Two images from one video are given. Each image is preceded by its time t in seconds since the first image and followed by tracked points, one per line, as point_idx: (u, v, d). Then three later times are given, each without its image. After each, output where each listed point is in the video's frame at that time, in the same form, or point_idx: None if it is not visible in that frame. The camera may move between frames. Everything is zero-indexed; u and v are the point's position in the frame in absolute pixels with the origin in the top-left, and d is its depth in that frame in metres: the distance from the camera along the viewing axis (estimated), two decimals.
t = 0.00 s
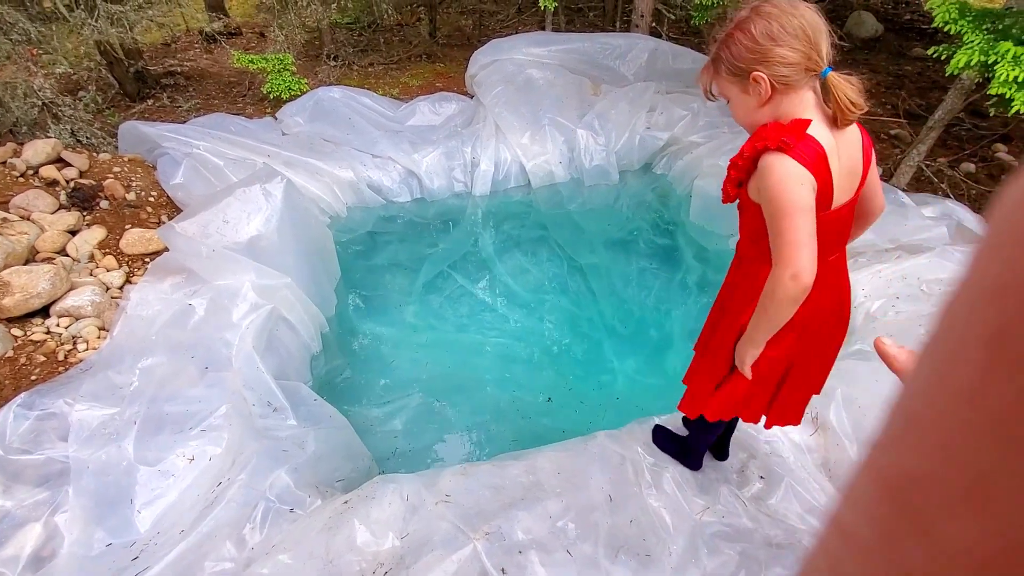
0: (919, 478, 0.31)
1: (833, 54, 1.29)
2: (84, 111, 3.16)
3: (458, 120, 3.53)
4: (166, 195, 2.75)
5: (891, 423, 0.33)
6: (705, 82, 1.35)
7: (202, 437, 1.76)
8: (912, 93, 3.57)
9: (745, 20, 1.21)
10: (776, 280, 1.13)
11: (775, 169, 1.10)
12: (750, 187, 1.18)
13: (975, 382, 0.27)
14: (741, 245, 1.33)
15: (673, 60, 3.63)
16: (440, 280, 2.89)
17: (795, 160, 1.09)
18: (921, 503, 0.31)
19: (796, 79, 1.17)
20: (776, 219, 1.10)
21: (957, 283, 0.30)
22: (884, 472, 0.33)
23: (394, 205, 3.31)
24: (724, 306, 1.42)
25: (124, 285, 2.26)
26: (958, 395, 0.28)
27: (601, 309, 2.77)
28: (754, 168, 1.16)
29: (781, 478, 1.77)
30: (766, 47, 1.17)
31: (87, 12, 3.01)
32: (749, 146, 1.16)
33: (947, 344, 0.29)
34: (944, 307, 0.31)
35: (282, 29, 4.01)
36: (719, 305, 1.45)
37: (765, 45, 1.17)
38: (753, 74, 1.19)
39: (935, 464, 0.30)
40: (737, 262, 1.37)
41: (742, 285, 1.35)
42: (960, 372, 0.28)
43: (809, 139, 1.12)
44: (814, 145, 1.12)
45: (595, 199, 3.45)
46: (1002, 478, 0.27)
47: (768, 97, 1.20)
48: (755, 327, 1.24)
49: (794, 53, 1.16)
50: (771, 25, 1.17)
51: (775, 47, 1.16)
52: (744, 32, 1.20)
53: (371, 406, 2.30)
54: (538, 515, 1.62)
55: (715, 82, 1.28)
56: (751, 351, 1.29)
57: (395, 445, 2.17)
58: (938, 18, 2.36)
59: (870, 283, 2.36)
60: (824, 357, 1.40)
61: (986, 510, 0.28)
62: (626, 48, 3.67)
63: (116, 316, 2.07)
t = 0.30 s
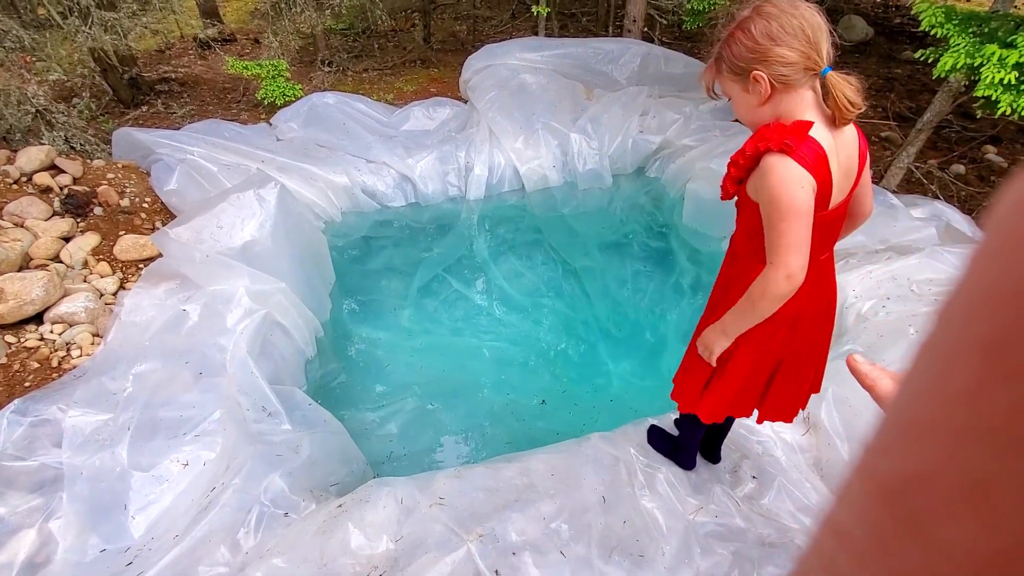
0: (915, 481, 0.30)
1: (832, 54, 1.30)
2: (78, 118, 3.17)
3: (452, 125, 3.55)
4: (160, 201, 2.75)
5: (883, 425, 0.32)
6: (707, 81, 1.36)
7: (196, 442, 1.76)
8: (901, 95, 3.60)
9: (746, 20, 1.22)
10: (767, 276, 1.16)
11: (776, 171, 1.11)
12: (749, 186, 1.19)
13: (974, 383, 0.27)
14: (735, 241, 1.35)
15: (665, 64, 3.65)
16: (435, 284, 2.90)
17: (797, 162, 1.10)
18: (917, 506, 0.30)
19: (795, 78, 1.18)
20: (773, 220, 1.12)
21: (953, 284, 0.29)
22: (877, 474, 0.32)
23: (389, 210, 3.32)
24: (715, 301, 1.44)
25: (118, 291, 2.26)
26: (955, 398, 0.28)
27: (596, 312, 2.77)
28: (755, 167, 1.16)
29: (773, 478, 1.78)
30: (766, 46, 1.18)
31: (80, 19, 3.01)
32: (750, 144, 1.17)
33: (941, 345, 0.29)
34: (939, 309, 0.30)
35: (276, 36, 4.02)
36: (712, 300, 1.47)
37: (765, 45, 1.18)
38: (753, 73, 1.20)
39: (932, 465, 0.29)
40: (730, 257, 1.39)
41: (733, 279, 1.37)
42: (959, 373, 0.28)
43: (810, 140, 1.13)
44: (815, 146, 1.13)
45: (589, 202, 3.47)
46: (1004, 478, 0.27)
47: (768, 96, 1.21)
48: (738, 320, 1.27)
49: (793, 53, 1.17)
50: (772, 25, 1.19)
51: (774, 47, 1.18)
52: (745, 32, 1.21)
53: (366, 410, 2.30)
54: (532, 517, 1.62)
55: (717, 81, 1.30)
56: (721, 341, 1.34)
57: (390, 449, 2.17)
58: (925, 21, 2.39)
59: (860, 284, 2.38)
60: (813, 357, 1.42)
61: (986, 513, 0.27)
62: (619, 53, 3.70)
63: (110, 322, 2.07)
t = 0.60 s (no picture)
0: (915, 478, 0.33)
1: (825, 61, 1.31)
2: (74, 125, 3.17)
3: (448, 131, 3.56)
4: (156, 208, 2.75)
5: (878, 428, 0.35)
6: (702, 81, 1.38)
7: (192, 448, 1.76)
8: (893, 101, 3.64)
9: (742, 22, 1.23)
10: (746, 280, 1.16)
11: (762, 180, 1.11)
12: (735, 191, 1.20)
13: (967, 385, 0.30)
14: (723, 240, 1.35)
15: (659, 70, 3.68)
16: (431, 289, 2.91)
17: (782, 171, 1.11)
18: (916, 503, 0.33)
19: (786, 82, 1.20)
20: (756, 228, 1.13)
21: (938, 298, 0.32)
22: (878, 474, 0.35)
23: (385, 216, 3.33)
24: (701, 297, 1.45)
25: (114, 298, 2.26)
26: (947, 400, 0.31)
27: (593, 317, 2.79)
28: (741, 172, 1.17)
29: (769, 481, 1.79)
30: (759, 49, 1.19)
31: (76, 27, 3.02)
32: (739, 149, 1.18)
33: (932, 352, 0.32)
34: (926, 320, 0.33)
35: (272, 43, 4.04)
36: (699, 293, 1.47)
37: (758, 48, 1.19)
38: (745, 76, 1.22)
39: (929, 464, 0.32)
40: (717, 255, 1.39)
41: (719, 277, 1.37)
42: (947, 378, 0.31)
43: (797, 150, 1.14)
44: (802, 155, 1.14)
45: (585, 208, 3.48)
46: (994, 475, 0.29)
47: (759, 99, 1.23)
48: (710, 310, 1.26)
49: (785, 58, 1.19)
50: (766, 28, 1.20)
51: (767, 50, 1.19)
52: (740, 33, 1.22)
53: (363, 416, 2.30)
54: (528, 520, 1.63)
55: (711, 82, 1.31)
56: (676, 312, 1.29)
57: (387, 455, 2.17)
58: (914, 28, 2.41)
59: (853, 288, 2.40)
60: (796, 357, 1.43)
61: (980, 509, 0.30)
62: (614, 59, 3.72)
63: (106, 329, 2.07)
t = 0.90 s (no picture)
0: (938, 476, 0.29)
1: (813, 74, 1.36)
2: (67, 135, 3.17)
3: (441, 139, 3.58)
4: (150, 218, 2.75)
5: (905, 418, 0.32)
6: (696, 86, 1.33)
7: (186, 458, 1.76)
8: (880, 108, 3.69)
9: (756, 28, 1.21)
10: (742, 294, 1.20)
11: (760, 198, 1.13)
12: (731, 205, 1.21)
13: (997, 378, 0.26)
14: (709, 249, 1.38)
15: (650, 79, 3.71)
16: (425, 297, 2.91)
17: (781, 191, 1.13)
18: (939, 505, 0.30)
19: (802, 95, 1.21)
20: (752, 245, 1.15)
21: (978, 281, 0.28)
22: (902, 473, 0.31)
23: (379, 223, 3.34)
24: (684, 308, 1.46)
25: (107, 308, 2.25)
26: (977, 395, 0.27)
27: (586, 323, 2.80)
28: (738, 187, 1.18)
29: (761, 484, 1.80)
30: (779, 59, 1.19)
31: (70, 38, 3.03)
32: (738, 164, 1.19)
33: (964, 340, 0.28)
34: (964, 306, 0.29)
35: (265, 53, 4.06)
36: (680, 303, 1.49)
37: (778, 56, 1.19)
38: (762, 85, 1.20)
39: (952, 462, 0.29)
40: (701, 265, 1.41)
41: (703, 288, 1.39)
42: (978, 373, 0.27)
43: (795, 167, 1.16)
44: (799, 172, 1.16)
45: (577, 214, 3.50)
46: None
47: (771, 110, 1.22)
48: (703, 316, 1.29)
49: (802, 70, 1.20)
50: (783, 37, 1.20)
51: (787, 60, 1.19)
52: (756, 39, 1.20)
53: (357, 424, 2.30)
54: (523, 526, 1.64)
55: (716, 88, 1.27)
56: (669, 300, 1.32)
57: (382, 463, 2.17)
58: (899, 37, 2.45)
59: (843, 293, 2.43)
60: (781, 360, 1.45)
61: (1007, 515, 0.27)
62: (605, 68, 3.75)
63: (100, 339, 2.06)
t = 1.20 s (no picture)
0: (938, 477, 0.27)
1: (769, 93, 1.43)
2: (40, 142, 3.10)
3: (424, 146, 3.57)
4: (125, 226, 2.68)
5: (907, 414, 0.30)
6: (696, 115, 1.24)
7: (164, 471, 1.72)
8: (854, 116, 3.76)
9: (751, 49, 1.22)
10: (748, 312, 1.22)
11: (758, 221, 1.16)
12: (723, 222, 1.23)
13: (999, 375, 0.24)
14: (692, 263, 1.37)
15: (631, 86, 3.74)
16: (409, 304, 2.89)
17: (775, 210, 1.17)
18: (940, 507, 0.27)
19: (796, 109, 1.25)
20: (756, 264, 1.18)
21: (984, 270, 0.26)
22: (903, 474, 0.29)
23: (362, 231, 3.30)
24: (667, 324, 1.45)
25: (82, 319, 2.20)
26: (980, 394, 0.25)
27: (570, 328, 2.80)
28: (731, 209, 1.21)
29: (745, 488, 1.81)
30: (782, 75, 1.20)
31: (43, 43, 2.97)
32: (729, 188, 1.21)
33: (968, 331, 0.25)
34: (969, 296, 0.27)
35: (245, 59, 4.02)
36: (660, 320, 1.48)
37: (780, 74, 1.20)
38: (774, 101, 1.19)
39: (952, 462, 0.26)
40: (683, 279, 1.40)
41: (688, 304, 1.37)
42: (982, 370, 0.24)
43: (782, 182, 1.20)
44: (786, 187, 1.20)
45: (560, 221, 3.50)
46: None
47: (777, 125, 1.21)
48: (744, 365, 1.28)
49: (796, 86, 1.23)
50: (776, 56, 1.22)
51: (786, 77, 1.21)
52: (759, 59, 1.19)
53: (340, 434, 2.27)
54: (509, 535, 1.62)
55: (727, 111, 1.20)
56: (728, 389, 1.32)
57: (365, 473, 2.14)
58: (870, 48, 2.51)
59: (821, 297, 2.46)
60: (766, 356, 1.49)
61: (1010, 519, 0.24)
62: (587, 76, 3.77)
63: (74, 350, 2.01)
